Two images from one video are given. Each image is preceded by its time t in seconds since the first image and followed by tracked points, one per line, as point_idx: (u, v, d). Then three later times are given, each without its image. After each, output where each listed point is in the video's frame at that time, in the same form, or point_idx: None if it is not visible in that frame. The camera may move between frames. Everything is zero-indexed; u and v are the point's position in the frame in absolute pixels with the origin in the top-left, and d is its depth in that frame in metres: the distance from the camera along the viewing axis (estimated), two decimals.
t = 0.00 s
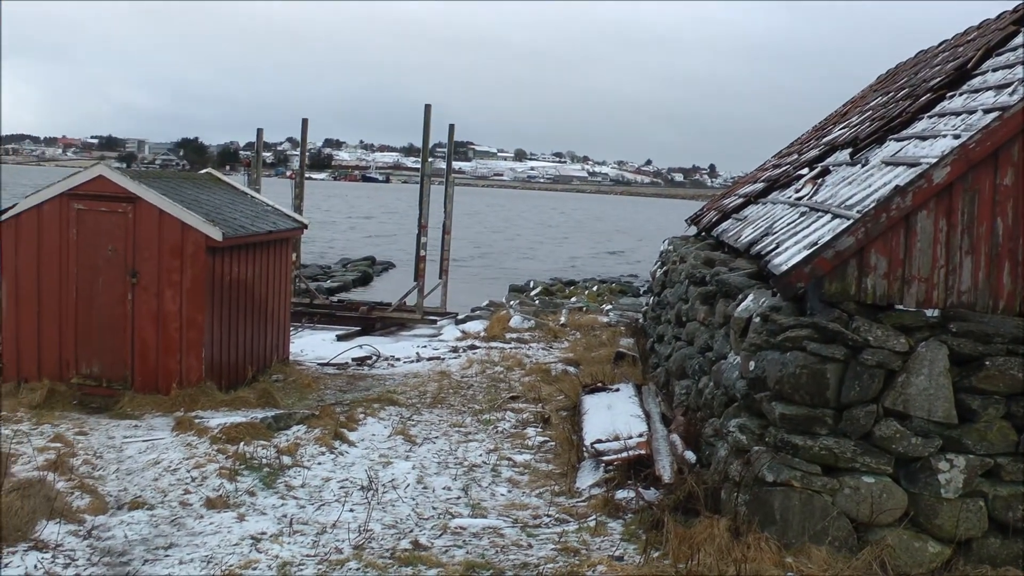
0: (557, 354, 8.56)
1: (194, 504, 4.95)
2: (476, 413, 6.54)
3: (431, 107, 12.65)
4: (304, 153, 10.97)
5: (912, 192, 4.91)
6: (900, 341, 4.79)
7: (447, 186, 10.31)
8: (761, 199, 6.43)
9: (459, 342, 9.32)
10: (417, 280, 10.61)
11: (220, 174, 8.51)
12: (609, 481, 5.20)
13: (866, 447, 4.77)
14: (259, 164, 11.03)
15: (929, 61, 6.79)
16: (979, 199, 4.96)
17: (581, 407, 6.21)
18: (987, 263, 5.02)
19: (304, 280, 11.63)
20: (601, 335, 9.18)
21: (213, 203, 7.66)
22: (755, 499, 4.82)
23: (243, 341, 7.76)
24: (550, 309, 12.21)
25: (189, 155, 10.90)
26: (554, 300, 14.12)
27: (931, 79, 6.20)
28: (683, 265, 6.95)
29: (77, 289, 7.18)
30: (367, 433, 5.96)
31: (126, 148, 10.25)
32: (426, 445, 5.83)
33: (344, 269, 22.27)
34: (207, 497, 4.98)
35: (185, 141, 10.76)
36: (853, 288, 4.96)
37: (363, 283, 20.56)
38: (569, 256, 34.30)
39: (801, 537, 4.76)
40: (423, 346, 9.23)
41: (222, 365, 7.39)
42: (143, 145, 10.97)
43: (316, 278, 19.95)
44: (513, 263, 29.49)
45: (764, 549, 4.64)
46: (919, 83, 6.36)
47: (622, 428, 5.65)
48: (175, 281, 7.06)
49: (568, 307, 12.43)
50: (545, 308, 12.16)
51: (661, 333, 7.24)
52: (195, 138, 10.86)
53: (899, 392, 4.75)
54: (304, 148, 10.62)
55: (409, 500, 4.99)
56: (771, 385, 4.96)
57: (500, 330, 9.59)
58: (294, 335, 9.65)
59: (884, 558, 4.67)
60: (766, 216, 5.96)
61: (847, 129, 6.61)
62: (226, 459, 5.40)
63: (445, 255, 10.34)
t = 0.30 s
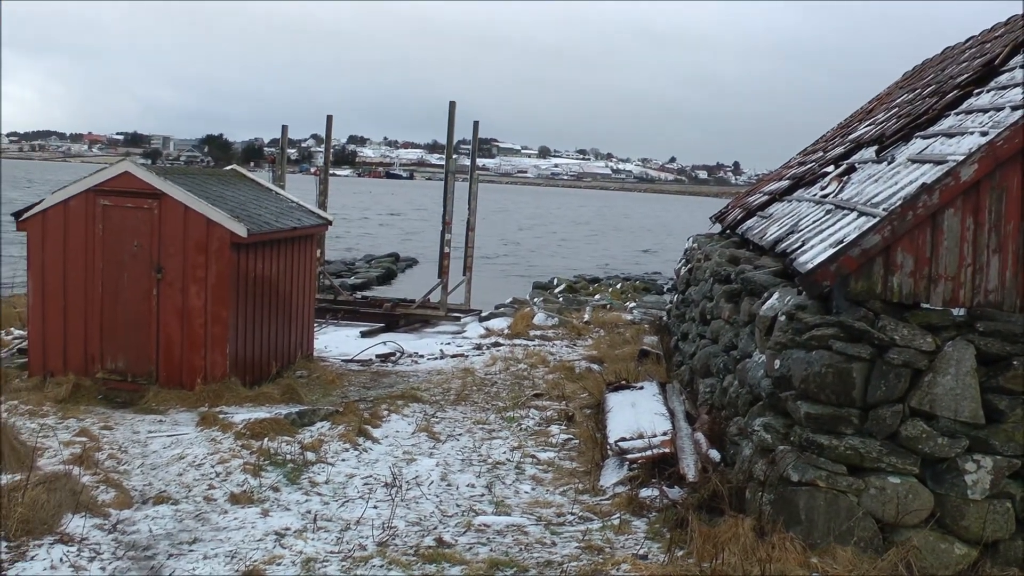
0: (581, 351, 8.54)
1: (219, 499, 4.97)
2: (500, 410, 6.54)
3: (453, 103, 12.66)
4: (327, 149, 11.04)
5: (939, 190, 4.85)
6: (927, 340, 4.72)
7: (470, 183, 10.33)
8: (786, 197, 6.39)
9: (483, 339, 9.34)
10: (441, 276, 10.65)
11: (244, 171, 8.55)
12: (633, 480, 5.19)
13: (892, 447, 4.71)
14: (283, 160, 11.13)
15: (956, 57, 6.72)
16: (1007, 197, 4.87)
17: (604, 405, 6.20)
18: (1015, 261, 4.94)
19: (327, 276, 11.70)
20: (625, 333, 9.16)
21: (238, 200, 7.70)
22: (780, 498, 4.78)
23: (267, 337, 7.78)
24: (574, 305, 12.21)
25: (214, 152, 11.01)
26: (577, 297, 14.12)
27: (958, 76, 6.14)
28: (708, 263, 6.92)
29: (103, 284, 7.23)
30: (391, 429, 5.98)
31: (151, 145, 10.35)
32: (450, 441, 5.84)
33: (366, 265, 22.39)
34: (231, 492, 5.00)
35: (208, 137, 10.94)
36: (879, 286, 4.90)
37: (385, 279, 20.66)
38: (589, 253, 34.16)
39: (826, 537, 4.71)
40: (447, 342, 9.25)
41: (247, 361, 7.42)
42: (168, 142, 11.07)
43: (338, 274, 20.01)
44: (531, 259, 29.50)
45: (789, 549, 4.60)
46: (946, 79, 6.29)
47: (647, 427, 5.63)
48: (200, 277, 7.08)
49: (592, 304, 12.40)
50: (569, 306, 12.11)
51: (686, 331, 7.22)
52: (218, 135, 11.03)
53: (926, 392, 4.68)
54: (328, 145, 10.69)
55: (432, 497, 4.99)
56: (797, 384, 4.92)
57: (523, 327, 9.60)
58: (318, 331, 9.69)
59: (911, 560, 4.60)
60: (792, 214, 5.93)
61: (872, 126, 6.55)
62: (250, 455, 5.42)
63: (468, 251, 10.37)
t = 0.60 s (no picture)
0: (604, 350, 8.54)
1: (242, 493, 5.00)
2: (523, 408, 6.54)
3: (478, 101, 12.68)
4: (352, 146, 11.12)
5: (967, 191, 4.78)
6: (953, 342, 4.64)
7: (495, 181, 10.36)
8: (811, 197, 6.37)
9: (506, 336, 9.36)
10: (466, 274, 10.69)
11: (269, 166, 8.60)
12: (656, 479, 5.17)
13: (917, 451, 4.64)
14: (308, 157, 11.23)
15: (984, 56, 6.65)
16: None
17: (627, 404, 6.20)
18: None
19: (352, 272, 11.78)
20: (649, 332, 9.15)
21: (263, 196, 7.73)
22: (804, 500, 4.75)
23: (291, 333, 7.81)
24: (597, 304, 12.21)
25: (238, 149, 11.08)
26: (601, 296, 14.11)
27: (988, 75, 6.07)
28: (733, 263, 6.89)
29: (128, 278, 7.27)
30: (414, 426, 5.99)
31: (176, 141, 10.44)
32: (473, 439, 5.85)
33: (389, 261, 22.55)
34: (254, 486, 5.02)
35: (233, 134, 11.06)
36: (905, 287, 4.84)
37: (411, 277, 20.78)
38: (609, 250, 34.07)
39: (850, 540, 4.66)
40: (470, 339, 9.28)
41: (271, 356, 7.45)
42: (193, 138, 11.16)
43: (362, 270, 20.14)
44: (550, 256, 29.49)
45: (813, 551, 4.57)
46: (975, 79, 6.22)
47: (670, 427, 5.62)
48: (225, 272, 7.11)
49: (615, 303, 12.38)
50: (592, 305, 12.09)
51: (710, 331, 7.20)
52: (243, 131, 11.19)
53: (952, 394, 4.61)
54: (353, 142, 10.76)
55: (455, 494, 5.00)
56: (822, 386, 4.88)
57: (547, 326, 9.61)
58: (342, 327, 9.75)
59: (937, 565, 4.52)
60: (817, 214, 5.90)
61: (899, 126, 6.50)
62: (273, 449, 5.45)
63: (492, 248, 10.41)
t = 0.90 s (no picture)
0: (632, 348, 8.53)
1: (271, 490, 5.02)
2: (551, 407, 6.56)
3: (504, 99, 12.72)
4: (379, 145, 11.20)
5: (999, 188, 4.68)
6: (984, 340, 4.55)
7: (523, 179, 10.38)
8: (840, 194, 6.34)
9: (534, 335, 9.38)
10: (493, 272, 10.74)
11: (298, 165, 8.66)
12: (685, 478, 5.16)
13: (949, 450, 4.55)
14: (337, 156, 11.35)
15: (1017, 49, 6.55)
16: None
17: (656, 403, 6.19)
18: None
19: (379, 270, 11.87)
20: (677, 331, 9.13)
21: (292, 195, 7.77)
22: (834, 501, 4.70)
23: (320, 332, 7.85)
24: (625, 302, 12.21)
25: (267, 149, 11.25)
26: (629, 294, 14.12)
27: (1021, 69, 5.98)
28: (762, 261, 6.86)
29: (158, 277, 7.34)
30: (443, 425, 6.01)
31: (205, 141, 10.58)
32: (502, 437, 5.86)
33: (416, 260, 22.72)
34: (284, 484, 5.05)
35: (262, 134, 11.18)
36: (935, 286, 4.77)
37: (439, 275, 20.92)
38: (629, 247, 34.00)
39: (882, 541, 4.58)
40: (498, 338, 9.31)
41: (300, 355, 7.49)
42: (221, 139, 11.30)
43: (389, 270, 20.30)
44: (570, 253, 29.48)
45: (843, 552, 4.51)
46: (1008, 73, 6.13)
47: (700, 426, 5.61)
48: (255, 271, 7.15)
49: (642, 301, 12.36)
50: (620, 303, 12.08)
51: (739, 329, 7.18)
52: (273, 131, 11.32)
53: (984, 393, 4.51)
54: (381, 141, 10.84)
55: (484, 493, 5.01)
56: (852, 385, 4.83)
57: (575, 324, 9.62)
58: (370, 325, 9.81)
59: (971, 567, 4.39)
60: (846, 211, 5.87)
61: (929, 122, 6.44)
62: (303, 447, 5.48)
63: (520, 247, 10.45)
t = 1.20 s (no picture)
0: (662, 349, 8.53)
1: (302, 488, 5.05)
2: (581, 406, 6.58)
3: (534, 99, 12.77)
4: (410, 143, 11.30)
5: None
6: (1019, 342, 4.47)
7: (555, 179, 10.42)
8: (872, 194, 6.30)
9: (564, 334, 9.40)
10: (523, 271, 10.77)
11: (328, 164, 8.69)
12: (716, 479, 5.15)
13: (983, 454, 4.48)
14: (369, 155, 11.48)
15: None
16: None
17: (686, 404, 6.19)
18: None
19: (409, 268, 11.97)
20: (708, 331, 9.12)
21: (322, 193, 7.80)
22: (865, 504, 4.65)
23: (350, 330, 7.89)
24: (656, 303, 12.21)
25: (296, 148, 11.38)
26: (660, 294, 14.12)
27: None
28: (793, 262, 6.83)
29: (189, 274, 7.40)
30: (473, 424, 6.03)
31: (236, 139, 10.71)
32: (532, 437, 5.88)
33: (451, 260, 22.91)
34: (314, 482, 5.08)
35: (293, 133, 11.31)
36: (969, 287, 4.68)
37: (469, 274, 21.05)
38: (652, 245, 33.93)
39: (914, 545, 4.51)
40: (528, 337, 9.33)
41: (330, 353, 7.52)
42: (253, 138, 11.45)
43: (421, 269, 20.49)
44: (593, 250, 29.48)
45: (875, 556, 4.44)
46: None
47: (731, 427, 5.60)
48: (286, 269, 7.18)
49: (671, 301, 12.32)
50: (650, 303, 12.08)
51: (771, 330, 7.16)
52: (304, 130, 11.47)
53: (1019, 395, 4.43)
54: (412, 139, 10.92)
55: (513, 492, 5.02)
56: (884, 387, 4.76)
57: (606, 323, 9.62)
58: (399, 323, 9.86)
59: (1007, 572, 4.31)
60: (879, 211, 5.82)
61: (962, 120, 6.36)
62: (333, 445, 5.51)
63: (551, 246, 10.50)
